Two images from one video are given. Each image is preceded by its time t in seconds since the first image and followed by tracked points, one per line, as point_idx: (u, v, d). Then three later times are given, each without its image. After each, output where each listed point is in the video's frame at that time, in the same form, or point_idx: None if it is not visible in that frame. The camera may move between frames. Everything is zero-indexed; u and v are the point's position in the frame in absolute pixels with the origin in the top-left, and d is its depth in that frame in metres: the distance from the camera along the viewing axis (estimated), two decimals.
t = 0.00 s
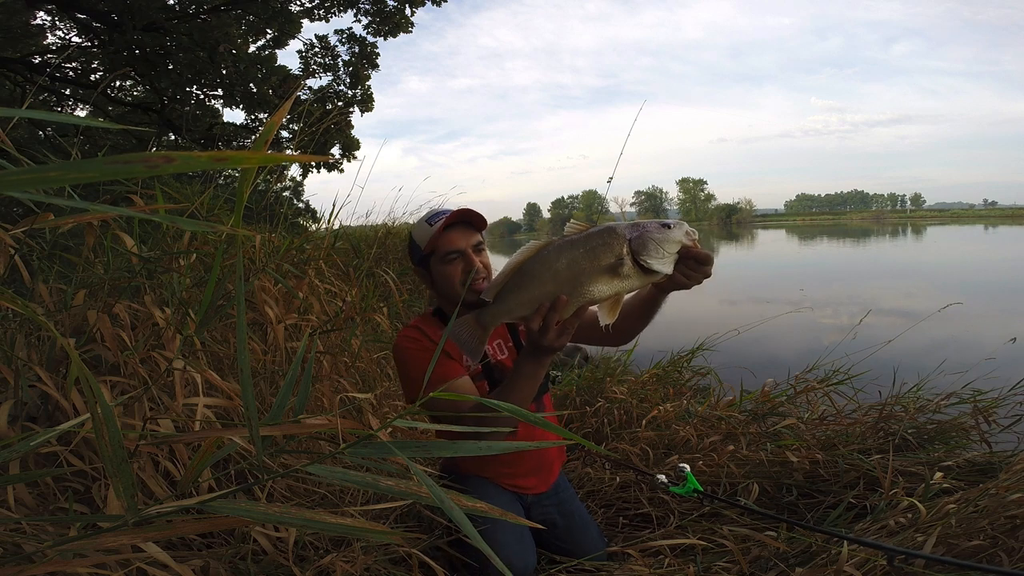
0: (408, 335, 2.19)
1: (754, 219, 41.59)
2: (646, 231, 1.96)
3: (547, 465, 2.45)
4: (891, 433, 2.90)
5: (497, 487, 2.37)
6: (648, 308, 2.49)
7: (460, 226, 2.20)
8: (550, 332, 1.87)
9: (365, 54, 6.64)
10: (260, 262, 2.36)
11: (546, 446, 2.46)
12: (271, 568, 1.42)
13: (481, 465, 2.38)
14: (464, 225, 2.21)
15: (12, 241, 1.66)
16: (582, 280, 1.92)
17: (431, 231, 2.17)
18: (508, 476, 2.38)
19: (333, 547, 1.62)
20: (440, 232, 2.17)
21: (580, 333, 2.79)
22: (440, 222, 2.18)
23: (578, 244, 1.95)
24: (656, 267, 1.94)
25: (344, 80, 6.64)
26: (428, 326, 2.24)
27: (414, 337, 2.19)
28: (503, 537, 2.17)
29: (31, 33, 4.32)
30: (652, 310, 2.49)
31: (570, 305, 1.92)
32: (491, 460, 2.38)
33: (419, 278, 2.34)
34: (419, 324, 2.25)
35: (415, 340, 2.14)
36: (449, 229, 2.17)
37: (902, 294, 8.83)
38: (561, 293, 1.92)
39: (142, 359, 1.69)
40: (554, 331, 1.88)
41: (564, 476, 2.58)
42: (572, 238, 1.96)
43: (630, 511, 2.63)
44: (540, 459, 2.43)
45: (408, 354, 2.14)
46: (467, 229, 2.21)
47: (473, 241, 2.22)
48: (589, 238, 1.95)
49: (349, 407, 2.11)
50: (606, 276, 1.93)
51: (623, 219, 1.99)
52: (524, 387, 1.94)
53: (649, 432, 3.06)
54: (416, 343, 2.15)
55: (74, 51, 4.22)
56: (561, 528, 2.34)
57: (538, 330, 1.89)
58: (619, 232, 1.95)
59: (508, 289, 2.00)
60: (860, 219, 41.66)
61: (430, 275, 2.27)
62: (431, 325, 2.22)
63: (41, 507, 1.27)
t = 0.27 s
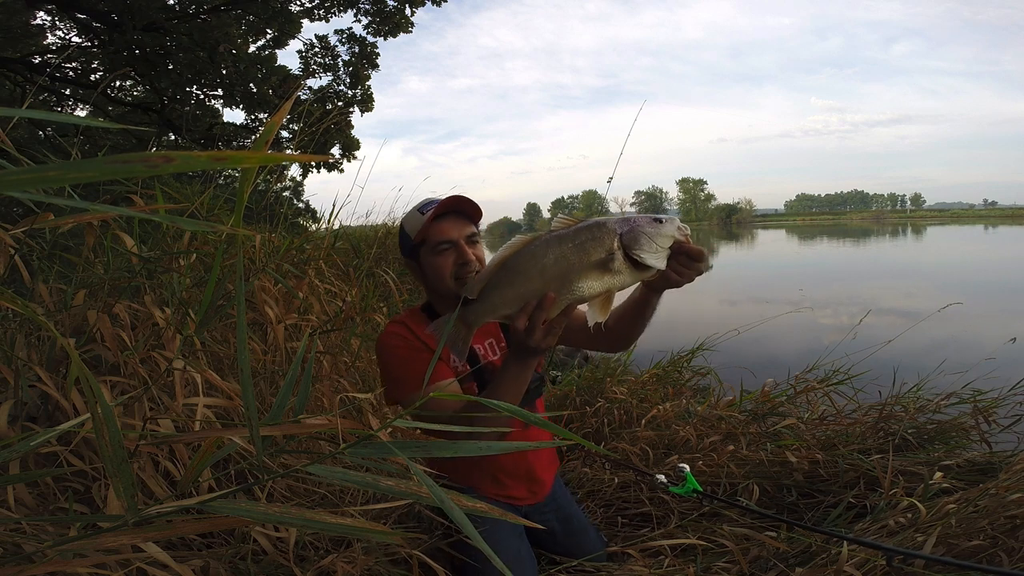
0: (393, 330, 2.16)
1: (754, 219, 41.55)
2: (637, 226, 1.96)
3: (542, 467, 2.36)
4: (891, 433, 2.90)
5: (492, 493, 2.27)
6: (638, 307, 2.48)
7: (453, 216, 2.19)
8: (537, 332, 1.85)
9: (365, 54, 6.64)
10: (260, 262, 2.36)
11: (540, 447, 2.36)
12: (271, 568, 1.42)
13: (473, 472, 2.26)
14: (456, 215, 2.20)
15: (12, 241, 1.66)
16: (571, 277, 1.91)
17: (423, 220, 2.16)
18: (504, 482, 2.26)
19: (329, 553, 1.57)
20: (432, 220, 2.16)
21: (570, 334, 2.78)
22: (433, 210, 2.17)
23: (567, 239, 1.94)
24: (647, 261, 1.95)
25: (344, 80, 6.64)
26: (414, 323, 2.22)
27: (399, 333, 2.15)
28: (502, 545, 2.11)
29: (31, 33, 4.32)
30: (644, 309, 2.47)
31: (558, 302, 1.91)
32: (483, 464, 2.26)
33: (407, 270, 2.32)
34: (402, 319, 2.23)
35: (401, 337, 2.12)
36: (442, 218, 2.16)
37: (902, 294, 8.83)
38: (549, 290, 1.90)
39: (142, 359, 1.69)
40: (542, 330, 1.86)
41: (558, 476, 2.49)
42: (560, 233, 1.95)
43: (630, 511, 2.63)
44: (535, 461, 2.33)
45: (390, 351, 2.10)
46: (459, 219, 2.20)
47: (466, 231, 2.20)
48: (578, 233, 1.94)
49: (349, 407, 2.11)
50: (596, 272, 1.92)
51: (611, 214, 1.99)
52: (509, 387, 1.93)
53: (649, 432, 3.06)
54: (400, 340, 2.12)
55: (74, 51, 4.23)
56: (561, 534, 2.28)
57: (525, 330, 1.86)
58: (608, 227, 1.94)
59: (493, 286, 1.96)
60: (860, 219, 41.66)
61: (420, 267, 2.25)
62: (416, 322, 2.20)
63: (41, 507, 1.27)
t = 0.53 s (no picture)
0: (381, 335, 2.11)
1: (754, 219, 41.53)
2: (623, 227, 1.95)
3: (539, 469, 2.30)
4: (891, 433, 2.89)
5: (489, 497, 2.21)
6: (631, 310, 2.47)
7: (446, 212, 2.18)
8: (524, 341, 1.83)
9: (365, 54, 6.64)
10: (260, 262, 2.36)
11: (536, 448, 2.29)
12: (271, 568, 1.42)
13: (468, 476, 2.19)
14: (449, 210, 2.19)
15: (12, 241, 1.66)
16: (557, 283, 1.91)
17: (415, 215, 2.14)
18: (502, 485, 2.20)
19: (329, 555, 1.54)
20: (424, 216, 2.14)
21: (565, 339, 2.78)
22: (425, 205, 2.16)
23: (552, 244, 1.94)
24: (634, 263, 1.93)
25: (344, 80, 6.64)
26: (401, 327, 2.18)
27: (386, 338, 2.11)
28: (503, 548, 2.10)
29: (31, 33, 4.33)
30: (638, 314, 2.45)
31: (544, 309, 1.91)
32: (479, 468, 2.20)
33: (395, 268, 2.30)
34: (387, 324, 2.20)
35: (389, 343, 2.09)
36: (435, 214, 2.15)
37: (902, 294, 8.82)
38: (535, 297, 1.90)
39: (142, 359, 1.69)
40: (528, 339, 1.84)
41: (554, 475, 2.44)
42: (544, 238, 1.96)
43: (630, 511, 2.63)
44: (532, 462, 2.28)
45: (377, 357, 2.06)
46: (452, 215, 2.19)
47: (459, 227, 2.20)
48: (562, 238, 1.95)
49: (349, 407, 2.11)
50: (582, 278, 1.92)
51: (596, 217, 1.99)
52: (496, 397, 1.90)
53: (649, 432, 3.06)
54: (388, 345, 2.08)
55: (74, 51, 4.23)
56: (561, 537, 2.27)
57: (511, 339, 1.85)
58: (593, 231, 1.95)
59: (478, 293, 1.94)
60: (861, 219, 41.68)
61: (410, 264, 2.22)
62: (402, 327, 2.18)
63: (41, 507, 1.27)
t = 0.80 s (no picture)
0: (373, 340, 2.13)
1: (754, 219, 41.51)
2: (614, 228, 1.96)
3: (537, 468, 2.28)
4: (891, 433, 2.89)
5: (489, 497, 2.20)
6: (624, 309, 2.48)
7: (439, 212, 2.18)
8: (519, 346, 1.82)
9: (365, 54, 6.64)
10: (260, 262, 2.36)
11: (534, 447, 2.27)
12: (271, 568, 1.42)
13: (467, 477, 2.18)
14: (442, 211, 2.19)
15: (12, 241, 1.66)
16: (551, 288, 1.91)
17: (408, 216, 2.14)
18: (502, 486, 2.19)
19: (329, 556, 1.53)
20: (417, 217, 2.14)
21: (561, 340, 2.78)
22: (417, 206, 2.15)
23: (545, 248, 1.94)
24: (626, 265, 1.94)
25: (344, 80, 6.64)
26: (394, 331, 2.18)
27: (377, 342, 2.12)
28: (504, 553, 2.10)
29: (31, 33, 4.33)
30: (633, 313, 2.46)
31: (538, 314, 1.90)
32: (478, 468, 2.18)
33: (387, 272, 2.29)
34: (379, 329, 2.20)
35: (381, 350, 2.09)
36: (428, 214, 2.15)
37: (902, 294, 8.82)
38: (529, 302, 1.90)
39: (142, 359, 1.69)
40: (523, 344, 1.83)
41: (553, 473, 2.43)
42: (536, 242, 1.95)
43: (630, 511, 2.63)
44: (530, 461, 2.26)
45: (368, 362, 2.07)
46: (445, 216, 2.19)
47: (452, 228, 2.20)
48: (554, 242, 1.95)
49: (349, 407, 2.12)
50: (575, 282, 1.92)
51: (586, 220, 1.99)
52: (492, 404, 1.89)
53: (649, 432, 3.06)
54: (380, 349, 2.09)
55: (74, 51, 4.23)
56: (561, 539, 2.27)
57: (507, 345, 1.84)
58: (585, 234, 1.95)
59: (471, 299, 1.93)
60: (861, 219, 41.69)
61: (401, 266, 2.22)
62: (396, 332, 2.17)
63: (41, 507, 1.27)
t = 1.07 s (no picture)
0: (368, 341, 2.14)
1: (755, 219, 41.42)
2: (611, 225, 1.96)
3: (536, 468, 2.28)
4: (891, 433, 2.90)
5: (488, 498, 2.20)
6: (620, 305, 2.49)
7: (423, 215, 2.18)
8: (516, 344, 1.82)
9: (365, 54, 6.65)
10: (260, 262, 2.36)
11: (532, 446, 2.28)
12: (271, 568, 1.42)
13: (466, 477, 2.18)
14: (427, 213, 2.19)
15: (12, 241, 1.66)
16: (549, 285, 1.91)
17: (390, 219, 2.18)
18: (500, 487, 2.19)
19: (329, 556, 1.53)
20: (399, 219, 2.18)
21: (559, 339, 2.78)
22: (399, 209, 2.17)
23: (542, 246, 1.94)
24: (623, 262, 1.94)
25: (344, 80, 6.64)
26: (388, 331, 2.19)
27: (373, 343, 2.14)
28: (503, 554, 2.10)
29: (31, 33, 4.33)
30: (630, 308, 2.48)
31: (536, 311, 1.89)
32: (477, 469, 2.18)
33: (383, 272, 2.34)
34: (376, 330, 2.22)
35: (377, 352, 2.10)
36: (410, 217, 2.17)
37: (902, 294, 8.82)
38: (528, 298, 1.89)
39: (142, 359, 1.69)
40: (522, 342, 1.83)
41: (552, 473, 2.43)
42: (533, 240, 1.95)
43: (630, 511, 2.63)
44: (529, 461, 2.26)
45: (364, 362, 2.08)
46: (430, 219, 2.18)
47: (437, 230, 2.18)
48: (551, 239, 1.95)
49: (349, 407, 2.12)
50: (573, 279, 1.92)
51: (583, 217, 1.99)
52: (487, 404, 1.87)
53: (649, 432, 3.06)
54: (373, 350, 2.11)
55: (74, 51, 4.23)
56: (561, 540, 2.27)
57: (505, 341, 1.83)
58: (582, 231, 1.94)
59: (468, 297, 1.93)
60: (861, 219, 41.70)
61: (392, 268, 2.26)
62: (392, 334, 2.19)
63: (41, 507, 1.27)
